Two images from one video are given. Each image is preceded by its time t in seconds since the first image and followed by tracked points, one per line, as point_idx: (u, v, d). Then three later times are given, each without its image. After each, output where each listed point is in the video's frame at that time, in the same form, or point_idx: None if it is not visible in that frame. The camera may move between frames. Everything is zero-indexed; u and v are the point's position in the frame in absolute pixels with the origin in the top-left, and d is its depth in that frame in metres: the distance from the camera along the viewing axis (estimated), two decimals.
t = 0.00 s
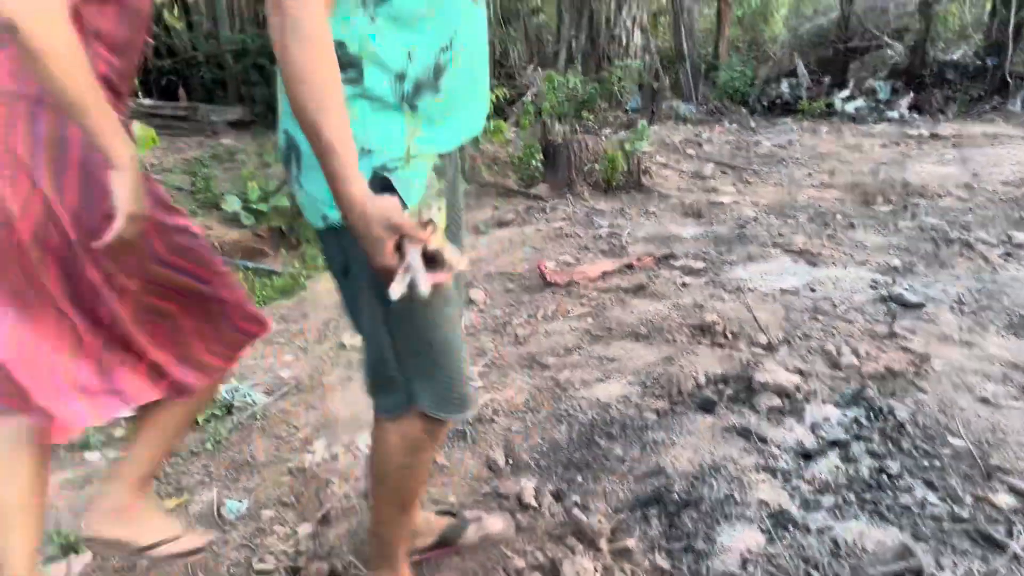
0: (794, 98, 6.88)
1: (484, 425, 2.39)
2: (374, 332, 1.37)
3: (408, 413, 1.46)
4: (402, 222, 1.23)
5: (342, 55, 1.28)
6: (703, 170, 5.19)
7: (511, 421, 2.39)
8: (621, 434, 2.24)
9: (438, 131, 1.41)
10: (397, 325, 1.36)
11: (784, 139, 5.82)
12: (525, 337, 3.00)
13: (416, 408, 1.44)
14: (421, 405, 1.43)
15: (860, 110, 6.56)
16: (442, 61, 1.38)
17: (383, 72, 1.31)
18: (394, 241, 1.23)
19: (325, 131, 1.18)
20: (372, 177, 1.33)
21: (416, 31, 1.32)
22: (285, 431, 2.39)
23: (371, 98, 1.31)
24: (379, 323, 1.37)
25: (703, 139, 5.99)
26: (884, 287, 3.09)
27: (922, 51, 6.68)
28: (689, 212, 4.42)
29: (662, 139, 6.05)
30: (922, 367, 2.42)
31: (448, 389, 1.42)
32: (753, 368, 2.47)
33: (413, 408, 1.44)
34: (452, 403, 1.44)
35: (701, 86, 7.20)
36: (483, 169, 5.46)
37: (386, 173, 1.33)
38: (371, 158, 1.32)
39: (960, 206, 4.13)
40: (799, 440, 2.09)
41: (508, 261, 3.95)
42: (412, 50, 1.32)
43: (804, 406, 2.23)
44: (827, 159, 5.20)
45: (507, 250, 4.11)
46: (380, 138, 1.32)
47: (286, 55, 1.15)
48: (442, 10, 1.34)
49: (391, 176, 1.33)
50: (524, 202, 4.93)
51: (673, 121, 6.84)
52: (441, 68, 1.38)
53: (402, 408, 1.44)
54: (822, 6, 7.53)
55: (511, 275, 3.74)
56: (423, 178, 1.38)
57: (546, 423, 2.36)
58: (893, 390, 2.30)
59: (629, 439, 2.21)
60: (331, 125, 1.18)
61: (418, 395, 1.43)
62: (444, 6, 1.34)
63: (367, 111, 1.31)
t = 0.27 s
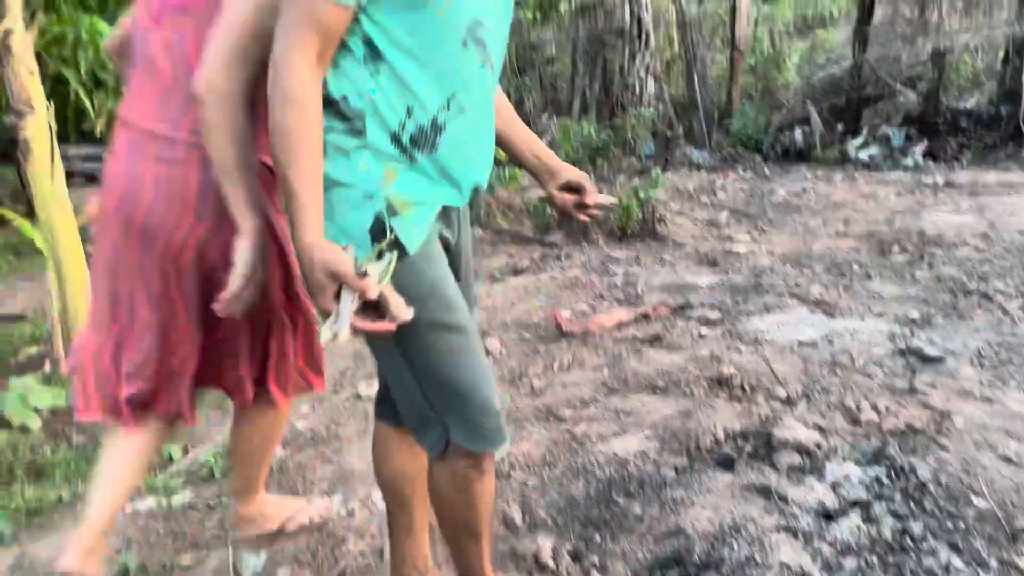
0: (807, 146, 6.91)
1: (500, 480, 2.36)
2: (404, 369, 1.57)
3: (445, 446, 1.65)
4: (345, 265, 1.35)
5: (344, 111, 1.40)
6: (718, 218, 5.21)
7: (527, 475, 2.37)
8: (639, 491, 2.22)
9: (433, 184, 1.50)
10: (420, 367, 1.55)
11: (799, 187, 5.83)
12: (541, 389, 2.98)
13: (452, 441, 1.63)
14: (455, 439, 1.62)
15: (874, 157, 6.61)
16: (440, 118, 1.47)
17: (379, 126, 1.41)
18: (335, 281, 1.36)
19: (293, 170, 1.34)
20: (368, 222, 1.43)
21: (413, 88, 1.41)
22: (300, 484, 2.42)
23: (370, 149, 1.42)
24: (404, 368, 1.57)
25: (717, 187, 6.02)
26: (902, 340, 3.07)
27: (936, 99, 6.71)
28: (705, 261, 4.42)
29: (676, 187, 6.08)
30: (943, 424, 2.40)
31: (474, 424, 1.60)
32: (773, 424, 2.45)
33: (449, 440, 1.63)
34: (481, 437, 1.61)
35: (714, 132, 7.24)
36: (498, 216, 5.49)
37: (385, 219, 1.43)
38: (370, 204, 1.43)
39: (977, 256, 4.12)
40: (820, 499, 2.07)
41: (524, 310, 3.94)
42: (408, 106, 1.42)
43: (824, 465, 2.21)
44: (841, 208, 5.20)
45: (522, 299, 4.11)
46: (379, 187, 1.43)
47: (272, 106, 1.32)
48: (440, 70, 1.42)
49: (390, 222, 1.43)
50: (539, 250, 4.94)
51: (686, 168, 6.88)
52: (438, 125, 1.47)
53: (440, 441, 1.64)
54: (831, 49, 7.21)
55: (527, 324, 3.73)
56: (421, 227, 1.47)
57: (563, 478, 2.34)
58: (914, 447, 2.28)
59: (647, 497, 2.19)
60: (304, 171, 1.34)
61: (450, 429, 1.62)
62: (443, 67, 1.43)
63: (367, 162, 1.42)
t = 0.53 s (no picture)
0: (816, 200, 7.02)
1: (511, 549, 2.33)
2: (409, 444, 1.49)
3: (442, 531, 1.55)
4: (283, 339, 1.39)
5: (357, 189, 1.44)
6: (728, 274, 5.22)
7: (539, 544, 2.34)
8: (653, 563, 2.20)
9: (445, 264, 1.52)
10: (428, 440, 1.48)
11: (809, 243, 5.85)
12: (552, 452, 2.96)
13: (452, 526, 1.54)
14: (456, 521, 1.53)
15: (884, 212, 6.75)
16: (449, 199, 1.49)
17: (387, 206, 1.44)
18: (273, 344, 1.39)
19: (261, 236, 1.39)
20: (377, 305, 1.44)
21: (419, 170, 1.44)
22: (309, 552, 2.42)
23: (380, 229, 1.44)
24: (409, 441, 1.49)
25: (727, 242, 6.04)
26: (917, 403, 3.05)
27: (943, 154, 6.76)
28: (716, 318, 4.42)
29: (686, 242, 6.11)
30: (960, 494, 2.39)
31: (478, 505, 1.53)
32: (788, 493, 2.43)
33: (448, 524, 1.54)
34: (482, 518, 1.54)
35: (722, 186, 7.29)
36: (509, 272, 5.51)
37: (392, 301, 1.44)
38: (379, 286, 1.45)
39: (990, 315, 4.11)
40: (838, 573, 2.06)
41: (535, 368, 3.93)
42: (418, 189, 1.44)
43: (840, 536, 2.20)
44: (852, 264, 5.21)
45: (533, 357, 4.10)
46: (386, 268, 1.45)
47: (254, 175, 1.37)
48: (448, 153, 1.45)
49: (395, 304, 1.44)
50: (550, 306, 4.95)
51: (696, 222, 6.92)
52: (447, 205, 1.49)
53: (438, 525, 1.54)
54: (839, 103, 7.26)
55: (538, 383, 3.72)
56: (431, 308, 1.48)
57: (576, 548, 2.31)
58: (932, 518, 2.26)
59: (662, 569, 2.17)
60: (267, 239, 1.39)
61: (452, 512, 1.53)
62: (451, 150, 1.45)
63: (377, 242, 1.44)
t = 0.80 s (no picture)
0: (819, 243, 6.99)
1: None
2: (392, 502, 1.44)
3: None
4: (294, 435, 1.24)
5: (374, 258, 1.37)
6: (732, 318, 5.22)
7: None
8: None
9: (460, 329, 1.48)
10: (410, 497, 1.43)
11: (812, 286, 5.86)
12: (556, 501, 2.95)
13: None
14: None
15: (886, 254, 6.66)
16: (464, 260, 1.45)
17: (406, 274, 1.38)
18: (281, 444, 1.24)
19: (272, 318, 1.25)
20: (395, 378, 1.38)
21: (436, 235, 1.40)
22: None
23: (400, 298, 1.39)
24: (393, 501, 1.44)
25: (730, 285, 6.06)
26: (922, 451, 3.04)
27: (945, 197, 6.68)
28: (720, 362, 4.41)
29: (689, 284, 6.12)
30: (967, 546, 2.38)
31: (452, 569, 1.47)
32: (794, 545, 2.43)
33: None
34: None
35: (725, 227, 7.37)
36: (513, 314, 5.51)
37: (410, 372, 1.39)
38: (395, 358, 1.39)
39: (994, 360, 4.10)
40: None
41: (539, 414, 3.92)
42: (437, 255, 1.40)
43: None
44: (856, 307, 5.22)
45: (537, 402, 4.09)
46: (403, 338, 1.39)
47: (267, 256, 1.25)
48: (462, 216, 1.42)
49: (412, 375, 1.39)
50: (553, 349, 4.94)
51: (699, 264, 6.94)
52: (465, 264, 1.46)
53: None
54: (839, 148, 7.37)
55: (542, 429, 3.71)
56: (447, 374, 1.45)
57: None
58: (939, 572, 2.26)
59: None
60: (275, 318, 1.26)
61: None
62: (467, 212, 1.42)
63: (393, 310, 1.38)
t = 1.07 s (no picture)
0: (816, 279, 7.01)
1: None
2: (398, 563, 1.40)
3: None
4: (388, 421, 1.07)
5: (375, 299, 1.30)
6: (730, 354, 5.23)
7: None
8: None
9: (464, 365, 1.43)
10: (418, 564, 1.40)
11: (809, 322, 5.88)
12: (554, 542, 2.93)
13: None
14: None
15: (883, 290, 6.67)
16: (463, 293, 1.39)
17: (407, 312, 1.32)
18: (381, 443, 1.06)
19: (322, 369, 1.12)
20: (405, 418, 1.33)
21: (437, 269, 1.33)
22: None
23: (401, 336, 1.32)
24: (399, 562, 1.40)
25: (728, 321, 6.08)
26: (920, 490, 3.04)
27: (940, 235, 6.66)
28: (718, 399, 4.41)
29: (687, 320, 6.14)
30: None
31: None
32: None
33: None
34: None
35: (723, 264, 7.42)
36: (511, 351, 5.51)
37: (418, 410, 1.34)
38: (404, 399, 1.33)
39: (992, 398, 4.11)
40: None
41: (537, 452, 3.92)
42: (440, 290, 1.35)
43: None
44: (853, 344, 5.23)
45: (535, 440, 4.08)
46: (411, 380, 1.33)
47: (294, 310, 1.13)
48: (461, 249, 1.36)
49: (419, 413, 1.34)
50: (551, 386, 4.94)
51: (697, 300, 6.97)
52: (467, 296, 1.40)
53: None
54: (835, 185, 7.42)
55: (540, 467, 3.71)
56: (453, 408, 1.39)
57: None
58: None
59: None
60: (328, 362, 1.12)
61: None
62: (464, 243, 1.35)
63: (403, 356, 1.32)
